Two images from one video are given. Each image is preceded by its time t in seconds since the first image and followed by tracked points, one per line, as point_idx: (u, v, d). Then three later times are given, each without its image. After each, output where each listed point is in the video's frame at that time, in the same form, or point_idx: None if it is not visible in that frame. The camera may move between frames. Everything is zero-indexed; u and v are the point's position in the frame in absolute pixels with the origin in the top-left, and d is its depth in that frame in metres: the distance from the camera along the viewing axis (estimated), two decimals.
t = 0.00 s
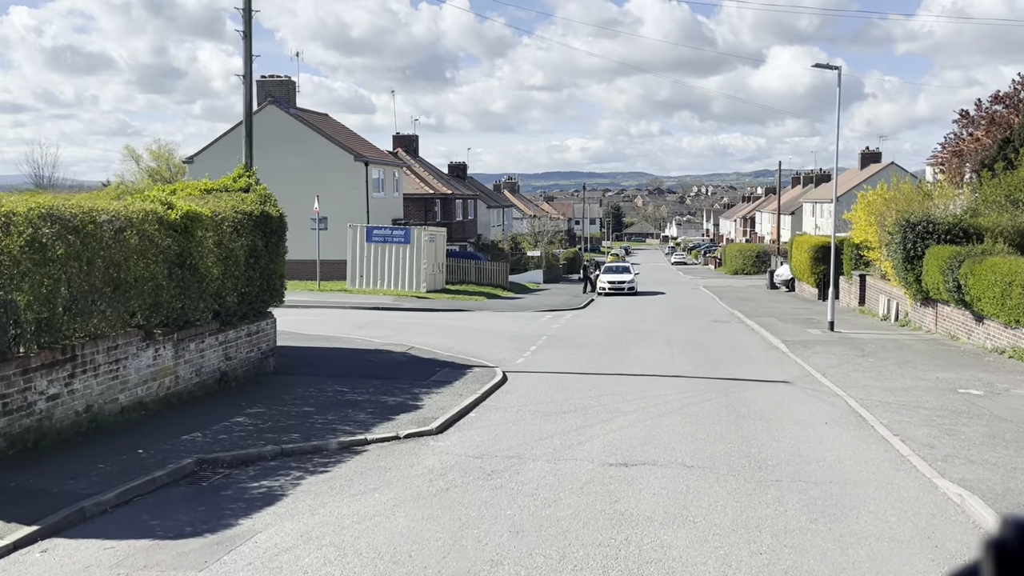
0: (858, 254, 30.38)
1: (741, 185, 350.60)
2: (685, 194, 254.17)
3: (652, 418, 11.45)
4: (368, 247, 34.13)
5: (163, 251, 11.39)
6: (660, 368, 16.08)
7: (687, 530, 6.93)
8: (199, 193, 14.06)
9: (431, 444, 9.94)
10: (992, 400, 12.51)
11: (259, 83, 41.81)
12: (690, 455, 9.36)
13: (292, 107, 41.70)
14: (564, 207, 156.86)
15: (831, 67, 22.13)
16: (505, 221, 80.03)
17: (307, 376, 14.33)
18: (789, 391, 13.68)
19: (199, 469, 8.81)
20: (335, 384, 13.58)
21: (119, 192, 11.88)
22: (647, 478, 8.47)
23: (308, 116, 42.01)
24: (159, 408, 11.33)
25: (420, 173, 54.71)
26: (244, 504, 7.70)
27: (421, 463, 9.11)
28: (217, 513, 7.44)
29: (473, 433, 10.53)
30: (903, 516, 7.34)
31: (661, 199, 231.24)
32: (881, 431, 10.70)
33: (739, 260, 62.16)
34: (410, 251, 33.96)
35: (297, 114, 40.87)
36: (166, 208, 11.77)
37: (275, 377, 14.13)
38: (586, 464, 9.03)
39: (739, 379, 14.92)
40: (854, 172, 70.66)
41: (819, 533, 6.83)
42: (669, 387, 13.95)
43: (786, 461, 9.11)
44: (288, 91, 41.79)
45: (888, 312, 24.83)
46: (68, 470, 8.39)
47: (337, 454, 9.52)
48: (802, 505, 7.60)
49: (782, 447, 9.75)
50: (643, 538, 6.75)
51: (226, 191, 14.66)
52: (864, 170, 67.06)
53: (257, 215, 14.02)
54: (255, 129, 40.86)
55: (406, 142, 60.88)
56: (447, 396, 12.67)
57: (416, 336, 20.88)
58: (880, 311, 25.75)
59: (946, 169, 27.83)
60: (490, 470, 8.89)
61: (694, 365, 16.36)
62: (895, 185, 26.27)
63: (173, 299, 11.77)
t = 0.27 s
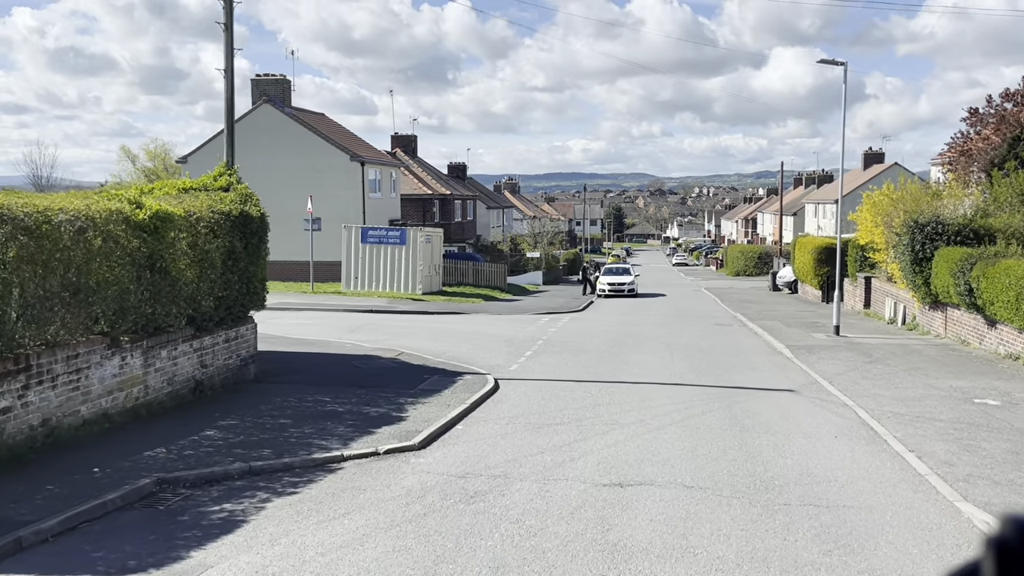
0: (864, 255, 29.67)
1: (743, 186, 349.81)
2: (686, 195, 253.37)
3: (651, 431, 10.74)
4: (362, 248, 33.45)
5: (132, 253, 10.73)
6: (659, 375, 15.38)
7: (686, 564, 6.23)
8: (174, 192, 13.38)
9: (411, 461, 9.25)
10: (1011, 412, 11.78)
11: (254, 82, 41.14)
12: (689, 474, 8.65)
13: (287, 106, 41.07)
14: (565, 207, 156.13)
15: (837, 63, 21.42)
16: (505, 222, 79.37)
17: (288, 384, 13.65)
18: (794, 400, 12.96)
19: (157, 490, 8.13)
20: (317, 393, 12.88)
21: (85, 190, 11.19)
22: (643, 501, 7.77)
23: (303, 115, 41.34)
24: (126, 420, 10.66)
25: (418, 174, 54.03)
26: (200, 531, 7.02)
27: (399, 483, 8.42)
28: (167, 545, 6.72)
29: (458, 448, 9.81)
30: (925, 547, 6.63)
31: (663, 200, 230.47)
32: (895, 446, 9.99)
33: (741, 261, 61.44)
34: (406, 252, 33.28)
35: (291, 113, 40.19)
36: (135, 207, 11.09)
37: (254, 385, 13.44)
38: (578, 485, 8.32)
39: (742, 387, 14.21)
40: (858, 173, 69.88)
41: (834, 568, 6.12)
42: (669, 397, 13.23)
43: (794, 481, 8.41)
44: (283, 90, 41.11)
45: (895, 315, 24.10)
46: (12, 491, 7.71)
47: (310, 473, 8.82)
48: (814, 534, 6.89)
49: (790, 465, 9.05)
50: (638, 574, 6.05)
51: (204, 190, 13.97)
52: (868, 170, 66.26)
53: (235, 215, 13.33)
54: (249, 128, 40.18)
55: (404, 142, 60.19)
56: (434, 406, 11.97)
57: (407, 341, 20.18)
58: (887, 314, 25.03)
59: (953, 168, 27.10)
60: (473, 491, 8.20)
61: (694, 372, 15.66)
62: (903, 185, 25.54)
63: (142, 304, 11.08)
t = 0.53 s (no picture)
0: (869, 256, 28.93)
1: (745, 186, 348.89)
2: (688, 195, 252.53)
3: (648, 441, 10.03)
4: (356, 248, 32.76)
5: (93, 250, 9.99)
6: (657, 380, 14.65)
7: None
8: (146, 188, 12.68)
9: (387, 475, 8.54)
10: None
11: (247, 79, 40.43)
12: (688, 491, 7.93)
13: (281, 104, 40.37)
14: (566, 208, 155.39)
15: (843, 56, 20.67)
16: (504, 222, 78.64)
17: (266, 390, 12.96)
18: (800, 407, 12.23)
19: (106, 509, 7.43)
20: (295, 400, 12.17)
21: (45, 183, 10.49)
22: (638, 522, 7.05)
23: (297, 113, 40.64)
24: (86, 429, 9.96)
25: (416, 173, 53.32)
26: (143, 558, 6.32)
27: (371, 502, 7.71)
28: None
29: (439, 461, 9.08)
30: None
31: (665, 200, 229.67)
32: (911, 459, 9.27)
33: (743, 262, 60.68)
34: (401, 252, 32.58)
35: (285, 111, 39.49)
36: (97, 201, 10.39)
37: (230, 391, 12.73)
38: (566, 503, 7.60)
39: (744, 393, 13.49)
40: (861, 172, 69.06)
41: None
42: (668, 403, 12.49)
43: (803, 499, 7.70)
44: (277, 87, 40.41)
45: (902, 317, 23.39)
46: None
47: (275, 489, 8.10)
48: (827, 562, 6.17)
49: (797, 481, 8.33)
50: None
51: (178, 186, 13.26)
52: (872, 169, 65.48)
53: (209, 211, 12.62)
54: (243, 126, 39.48)
55: (402, 141, 59.48)
56: (418, 414, 11.26)
57: (398, 343, 19.47)
58: (894, 316, 24.31)
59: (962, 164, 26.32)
60: (452, 510, 7.50)
61: (695, 377, 14.94)
62: (910, 183, 24.81)
63: (105, 306, 10.37)
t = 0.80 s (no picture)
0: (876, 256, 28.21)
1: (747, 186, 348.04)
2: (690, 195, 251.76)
3: (646, 457, 9.33)
4: (350, 248, 32.08)
5: (49, 252, 9.28)
6: (657, 387, 13.97)
7: None
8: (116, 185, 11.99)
9: (361, 497, 7.85)
10: None
11: (241, 76, 39.76)
12: (689, 516, 7.24)
13: (276, 102, 39.70)
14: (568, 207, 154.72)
15: (851, 50, 19.94)
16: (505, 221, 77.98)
17: (244, 399, 12.28)
18: (808, 419, 11.52)
19: (48, 538, 6.74)
20: (272, 410, 11.47)
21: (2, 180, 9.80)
22: (633, 555, 6.36)
23: (292, 111, 39.97)
24: (42, 445, 9.27)
25: (414, 172, 52.63)
26: None
27: (341, 529, 7.01)
28: None
29: (419, 481, 8.39)
30: None
31: (667, 200, 228.91)
32: (930, 479, 8.56)
33: (745, 262, 59.97)
34: (396, 253, 31.90)
35: (279, 109, 38.81)
36: (57, 199, 9.70)
37: (205, 400, 12.05)
38: (555, 531, 6.90)
39: (748, 402, 12.79)
40: (865, 171, 68.26)
41: None
42: (668, 414, 11.79)
43: (816, 527, 6.99)
44: (271, 84, 39.73)
45: (910, 320, 22.68)
46: None
47: (237, 514, 7.41)
48: None
49: (807, 504, 7.63)
50: None
51: (152, 184, 12.57)
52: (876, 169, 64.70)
53: (182, 211, 11.92)
54: (236, 124, 38.81)
55: (400, 140, 58.81)
56: (401, 427, 10.57)
57: (388, 347, 18.79)
58: (901, 319, 23.60)
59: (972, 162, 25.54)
60: (428, 539, 6.80)
61: (696, 384, 14.24)
62: (918, 182, 24.08)
63: (66, 312, 9.67)
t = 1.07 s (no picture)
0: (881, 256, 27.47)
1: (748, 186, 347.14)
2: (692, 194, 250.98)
3: (643, 474, 8.63)
4: (344, 248, 31.38)
5: None
6: (656, 393, 13.27)
7: None
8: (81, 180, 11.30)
9: (328, 520, 7.15)
10: None
11: (234, 73, 39.09)
12: (688, 543, 6.54)
13: (269, 99, 39.03)
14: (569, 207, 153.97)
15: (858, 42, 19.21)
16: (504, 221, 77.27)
17: (218, 407, 11.60)
18: (816, 429, 10.81)
19: None
20: (245, 420, 10.78)
21: None
22: None
23: (286, 108, 39.29)
24: None
25: (411, 171, 51.94)
26: None
27: (302, 560, 6.31)
28: None
29: (395, 501, 7.70)
30: None
31: (668, 200, 228.16)
32: (953, 498, 7.85)
33: (747, 262, 59.23)
34: (390, 253, 31.20)
35: (273, 106, 38.13)
36: (10, 194, 9.01)
37: (175, 409, 11.36)
38: (540, 562, 6.20)
39: (751, 410, 12.09)
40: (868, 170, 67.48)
41: None
42: (667, 424, 11.09)
43: (830, 556, 6.29)
44: (265, 81, 39.05)
45: (918, 322, 21.95)
46: None
47: (190, 541, 6.72)
48: None
49: (818, 528, 6.94)
50: None
51: (121, 179, 11.87)
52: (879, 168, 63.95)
53: (151, 208, 11.23)
54: (229, 122, 38.13)
55: (398, 139, 58.14)
56: (381, 439, 9.87)
57: (377, 351, 18.09)
58: (908, 320, 22.86)
59: (981, 157, 24.69)
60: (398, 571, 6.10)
61: (696, 390, 13.55)
62: (927, 179, 23.33)
63: (19, 316, 8.98)
